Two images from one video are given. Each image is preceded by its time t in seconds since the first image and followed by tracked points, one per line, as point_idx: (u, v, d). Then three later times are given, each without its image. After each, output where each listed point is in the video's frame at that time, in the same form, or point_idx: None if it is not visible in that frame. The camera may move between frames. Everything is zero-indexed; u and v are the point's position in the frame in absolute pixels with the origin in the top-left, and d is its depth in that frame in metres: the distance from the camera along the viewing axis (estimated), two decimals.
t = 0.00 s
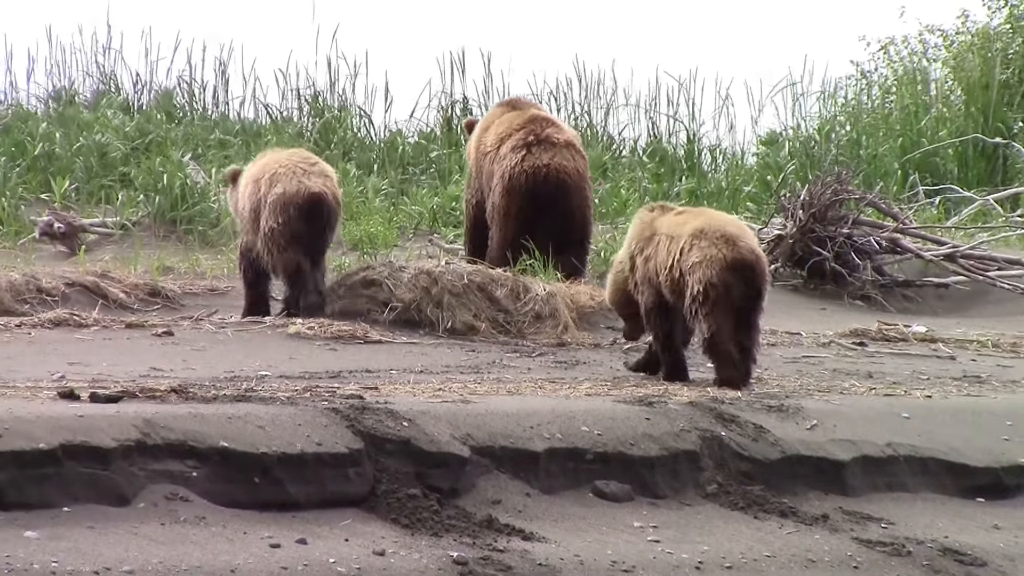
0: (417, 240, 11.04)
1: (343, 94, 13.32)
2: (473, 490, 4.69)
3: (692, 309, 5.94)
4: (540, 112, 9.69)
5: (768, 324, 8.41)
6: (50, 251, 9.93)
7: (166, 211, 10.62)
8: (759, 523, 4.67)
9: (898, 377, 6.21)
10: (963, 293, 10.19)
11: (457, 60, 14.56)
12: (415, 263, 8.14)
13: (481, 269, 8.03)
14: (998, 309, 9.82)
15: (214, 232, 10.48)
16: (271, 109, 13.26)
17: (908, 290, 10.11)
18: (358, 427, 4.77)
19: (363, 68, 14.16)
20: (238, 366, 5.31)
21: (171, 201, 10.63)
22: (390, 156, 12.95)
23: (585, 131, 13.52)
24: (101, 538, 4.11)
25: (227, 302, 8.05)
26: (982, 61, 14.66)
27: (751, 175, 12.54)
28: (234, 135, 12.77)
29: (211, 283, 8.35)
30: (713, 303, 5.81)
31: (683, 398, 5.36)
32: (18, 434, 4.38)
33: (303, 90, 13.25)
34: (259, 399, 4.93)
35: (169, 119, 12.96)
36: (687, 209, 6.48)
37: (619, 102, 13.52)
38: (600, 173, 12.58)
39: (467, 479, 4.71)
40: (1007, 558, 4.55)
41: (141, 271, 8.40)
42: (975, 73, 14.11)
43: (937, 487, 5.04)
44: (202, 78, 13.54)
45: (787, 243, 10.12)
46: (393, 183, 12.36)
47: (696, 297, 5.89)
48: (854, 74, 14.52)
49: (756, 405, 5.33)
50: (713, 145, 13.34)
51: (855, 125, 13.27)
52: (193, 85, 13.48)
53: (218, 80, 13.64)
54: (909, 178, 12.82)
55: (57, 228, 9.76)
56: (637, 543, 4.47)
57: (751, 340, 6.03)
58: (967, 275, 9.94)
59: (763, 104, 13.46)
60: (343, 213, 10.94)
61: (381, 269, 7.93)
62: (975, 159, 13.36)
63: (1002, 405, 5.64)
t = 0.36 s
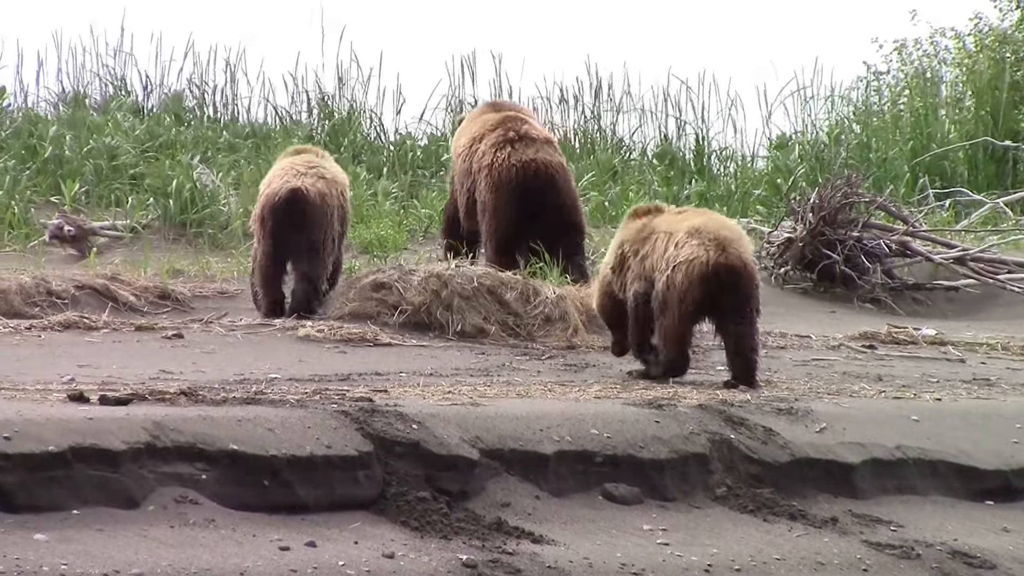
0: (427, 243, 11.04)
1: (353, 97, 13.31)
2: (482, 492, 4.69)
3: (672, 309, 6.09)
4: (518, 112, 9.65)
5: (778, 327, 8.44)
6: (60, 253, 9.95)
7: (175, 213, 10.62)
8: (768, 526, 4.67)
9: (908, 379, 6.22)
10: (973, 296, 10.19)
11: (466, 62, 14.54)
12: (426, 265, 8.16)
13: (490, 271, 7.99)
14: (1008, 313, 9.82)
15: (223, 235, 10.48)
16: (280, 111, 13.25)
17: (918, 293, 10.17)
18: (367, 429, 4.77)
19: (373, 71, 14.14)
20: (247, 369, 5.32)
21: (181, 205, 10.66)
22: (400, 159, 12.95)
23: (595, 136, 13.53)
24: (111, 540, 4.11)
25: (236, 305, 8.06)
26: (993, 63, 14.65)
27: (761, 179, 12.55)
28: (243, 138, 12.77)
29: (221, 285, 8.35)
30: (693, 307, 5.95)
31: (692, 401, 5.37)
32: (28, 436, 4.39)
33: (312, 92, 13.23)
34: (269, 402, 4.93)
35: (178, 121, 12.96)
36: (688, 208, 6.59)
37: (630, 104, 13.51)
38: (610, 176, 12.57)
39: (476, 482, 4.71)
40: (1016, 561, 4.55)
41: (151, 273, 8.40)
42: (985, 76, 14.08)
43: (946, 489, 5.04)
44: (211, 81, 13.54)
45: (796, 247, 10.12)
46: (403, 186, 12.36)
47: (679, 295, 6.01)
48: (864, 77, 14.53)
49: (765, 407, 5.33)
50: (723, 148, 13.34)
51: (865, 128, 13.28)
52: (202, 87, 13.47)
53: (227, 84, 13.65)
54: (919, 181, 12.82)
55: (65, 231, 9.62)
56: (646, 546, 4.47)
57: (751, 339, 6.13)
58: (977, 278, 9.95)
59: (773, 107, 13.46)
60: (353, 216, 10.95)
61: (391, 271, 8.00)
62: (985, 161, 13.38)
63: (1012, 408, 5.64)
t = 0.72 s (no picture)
0: (433, 247, 11.06)
1: (360, 99, 13.31)
2: (490, 495, 4.69)
3: (655, 308, 6.21)
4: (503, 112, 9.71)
5: (787, 330, 8.42)
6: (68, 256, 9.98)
7: (183, 217, 10.65)
8: (776, 528, 4.67)
9: (916, 382, 6.22)
10: (981, 298, 10.18)
11: (473, 66, 14.54)
12: (433, 269, 8.09)
13: (497, 274, 7.97)
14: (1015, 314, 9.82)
15: (231, 238, 10.49)
16: (288, 114, 13.25)
17: (925, 296, 10.16)
18: (375, 432, 4.77)
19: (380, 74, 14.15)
20: (255, 371, 5.32)
21: (188, 207, 10.70)
22: (407, 161, 12.96)
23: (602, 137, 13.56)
24: (119, 543, 4.11)
25: (243, 308, 8.08)
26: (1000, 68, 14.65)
27: (769, 180, 12.61)
28: (251, 141, 12.79)
29: (228, 288, 8.36)
30: (679, 304, 6.06)
31: (700, 403, 5.37)
32: (36, 440, 4.39)
33: (319, 95, 13.23)
34: (276, 405, 4.93)
35: (185, 124, 12.99)
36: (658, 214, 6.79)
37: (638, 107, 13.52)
38: (617, 179, 12.55)
39: (483, 485, 4.71)
40: None
41: (159, 277, 8.43)
42: (994, 79, 14.05)
43: (953, 493, 5.04)
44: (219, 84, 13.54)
45: (804, 250, 10.12)
46: (410, 188, 12.36)
47: (664, 295, 6.12)
48: (871, 81, 14.55)
49: (773, 410, 5.33)
50: (730, 150, 13.36)
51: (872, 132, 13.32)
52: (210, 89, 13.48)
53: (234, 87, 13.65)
54: (927, 183, 12.83)
55: (74, 233, 9.73)
56: (654, 549, 4.46)
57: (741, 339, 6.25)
58: (986, 281, 9.97)
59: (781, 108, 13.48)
60: (360, 219, 10.97)
61: (398, 273, 7.86)
62: (993, 165, 13.21)
63: (1020, 410, 5.64)
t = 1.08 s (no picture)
0: (438, 252, 11.09)
1: (365, 104, 13.34)
2: (495, 500, 4.69)
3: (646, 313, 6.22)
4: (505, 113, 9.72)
5: (792, 335, 8.41)
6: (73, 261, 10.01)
7: (189, 222, 10.68)
8: (781, 532, 4.67)
9: (920, 387, 6.23)
10: (986, 303, 10.19)
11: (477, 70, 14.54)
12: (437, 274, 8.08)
13: (502, 278, 7.97)
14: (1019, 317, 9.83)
15: (236, 243, 10.54)
16: (293, 119, 13.28)
17: (930, 300, 10.18)
18: (380, 437, 4.77)
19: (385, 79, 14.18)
20: (260, 377, 5.33)
21: (192, 212, 10.71)
22: (412, 166, 12.97)
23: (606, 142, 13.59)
24: (123, 547, 4.11)
25: (248, 313, 8.10)
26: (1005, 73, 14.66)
27: (773, 185, 12.67)
28: (256, 146, 12.82)
29: (233, 294, 8.38)
30: (671, 306, 6.11)
31: (705, 408, 5.37)
32: (40, 445, 4.39)
33: (324, 99, 13.25)
34: (281, 409, 4.94)
35: (189, 128, 13.02)
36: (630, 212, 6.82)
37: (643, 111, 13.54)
38: (622, 183, 12.55)
39: (488, 490, 4.71)
40: None
41: (164, 282, 8.45)
42: (999, 83, 14.05)
43: (958, 498, 5.05)
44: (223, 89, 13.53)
45: (808, 255, 10.14)
46: (415, 193, 12.38)
47: (653, 297, 6.15)
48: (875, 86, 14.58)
49: (778, 414, 5.34)
50: (734, 154, 13.40)
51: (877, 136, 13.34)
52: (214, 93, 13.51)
53: (239, 92, 13.65)
54: (931, 189, 12.87)
55: (78, 238, 9.82)
56: (659, 553, 4.46)
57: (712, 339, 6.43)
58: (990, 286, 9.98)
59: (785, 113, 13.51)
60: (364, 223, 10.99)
61: (402, 279, 7.84)
62: (997, 169, 13.27)
63: None
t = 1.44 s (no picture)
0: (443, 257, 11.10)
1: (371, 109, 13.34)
2: (502, 505, 4.69)
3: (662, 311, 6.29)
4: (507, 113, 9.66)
5: (799, 341, 8.42)
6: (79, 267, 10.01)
7: (195, 228, 10.69)
8: (788, 538, 4.67)
9: (927, 392, 6.24)
10: (992, 308, 10.19)
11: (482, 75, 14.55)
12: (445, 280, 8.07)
13: (509, 283, 7.96)
14: None
15: (243, 249, 10.59)
16: (299, 124, 13.27)
17: (936, 305, 10.13)
18: (386, 443, 4.77)
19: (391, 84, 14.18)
20: (266, 384, 5.33)
21: (200, 218, 10.74)
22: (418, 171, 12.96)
23: (612, 147, 13.58)
24: (130, 553, 4.10)
25: (256, 318, 7.98)
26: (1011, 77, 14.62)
27: (780, 190, 12.68)
28: (262, 152, 12.83)
29: (240, 299, 8.36)
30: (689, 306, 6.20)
31: (711, 413, 5.38)
32: (47, 452, 4.38)
33: (330, 104, 13.25)
34: (288, 416, 4.94)
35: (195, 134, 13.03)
36: (639, 214, 6.88)
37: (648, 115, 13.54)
38: (629, 188, 12.52)
39: (495, 495, 4.70)
40: None
41: (171, 287, 8.45)
42: (1005, 89, 14.06)
43: (964, 504, 5.05)
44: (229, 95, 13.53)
45: (815, 260, 10.13)
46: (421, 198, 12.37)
47: (672, 298, 6.23)
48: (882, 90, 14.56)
49: (784, 420, 5.34)
50: (740, 159, 13.39)
51: (883, 140, 13.31)
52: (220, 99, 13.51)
53: (244, 98, 13.64)
54: (938, 194, 12.80)
55: (85, 244, 9.75)
56: (666, 559, 4.45)
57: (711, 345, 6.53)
58: (997, 290, 10.04)
59: (791, 118, 13.49)
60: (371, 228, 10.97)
61: (410, 284, 7.83)
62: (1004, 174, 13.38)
63: None
